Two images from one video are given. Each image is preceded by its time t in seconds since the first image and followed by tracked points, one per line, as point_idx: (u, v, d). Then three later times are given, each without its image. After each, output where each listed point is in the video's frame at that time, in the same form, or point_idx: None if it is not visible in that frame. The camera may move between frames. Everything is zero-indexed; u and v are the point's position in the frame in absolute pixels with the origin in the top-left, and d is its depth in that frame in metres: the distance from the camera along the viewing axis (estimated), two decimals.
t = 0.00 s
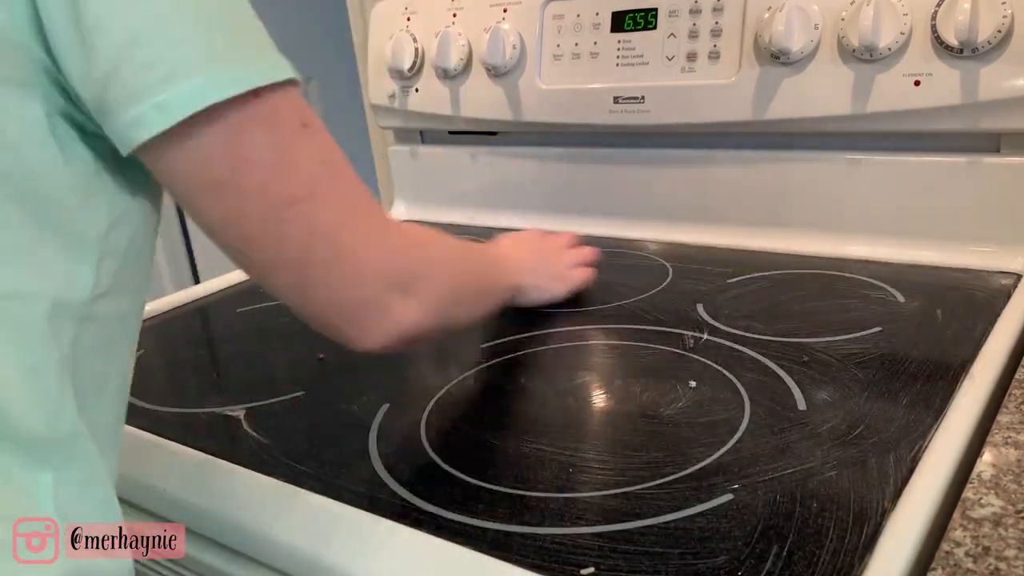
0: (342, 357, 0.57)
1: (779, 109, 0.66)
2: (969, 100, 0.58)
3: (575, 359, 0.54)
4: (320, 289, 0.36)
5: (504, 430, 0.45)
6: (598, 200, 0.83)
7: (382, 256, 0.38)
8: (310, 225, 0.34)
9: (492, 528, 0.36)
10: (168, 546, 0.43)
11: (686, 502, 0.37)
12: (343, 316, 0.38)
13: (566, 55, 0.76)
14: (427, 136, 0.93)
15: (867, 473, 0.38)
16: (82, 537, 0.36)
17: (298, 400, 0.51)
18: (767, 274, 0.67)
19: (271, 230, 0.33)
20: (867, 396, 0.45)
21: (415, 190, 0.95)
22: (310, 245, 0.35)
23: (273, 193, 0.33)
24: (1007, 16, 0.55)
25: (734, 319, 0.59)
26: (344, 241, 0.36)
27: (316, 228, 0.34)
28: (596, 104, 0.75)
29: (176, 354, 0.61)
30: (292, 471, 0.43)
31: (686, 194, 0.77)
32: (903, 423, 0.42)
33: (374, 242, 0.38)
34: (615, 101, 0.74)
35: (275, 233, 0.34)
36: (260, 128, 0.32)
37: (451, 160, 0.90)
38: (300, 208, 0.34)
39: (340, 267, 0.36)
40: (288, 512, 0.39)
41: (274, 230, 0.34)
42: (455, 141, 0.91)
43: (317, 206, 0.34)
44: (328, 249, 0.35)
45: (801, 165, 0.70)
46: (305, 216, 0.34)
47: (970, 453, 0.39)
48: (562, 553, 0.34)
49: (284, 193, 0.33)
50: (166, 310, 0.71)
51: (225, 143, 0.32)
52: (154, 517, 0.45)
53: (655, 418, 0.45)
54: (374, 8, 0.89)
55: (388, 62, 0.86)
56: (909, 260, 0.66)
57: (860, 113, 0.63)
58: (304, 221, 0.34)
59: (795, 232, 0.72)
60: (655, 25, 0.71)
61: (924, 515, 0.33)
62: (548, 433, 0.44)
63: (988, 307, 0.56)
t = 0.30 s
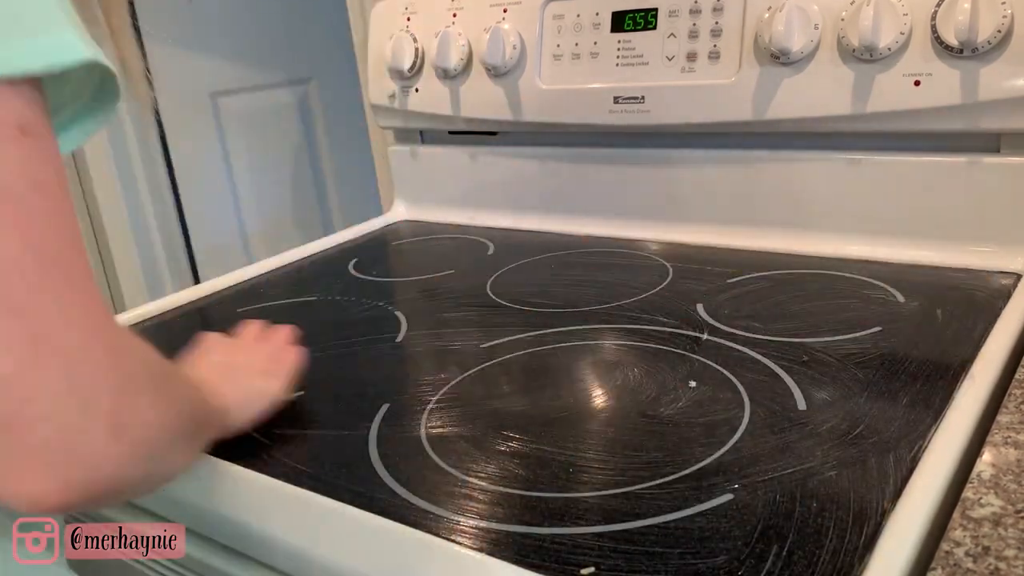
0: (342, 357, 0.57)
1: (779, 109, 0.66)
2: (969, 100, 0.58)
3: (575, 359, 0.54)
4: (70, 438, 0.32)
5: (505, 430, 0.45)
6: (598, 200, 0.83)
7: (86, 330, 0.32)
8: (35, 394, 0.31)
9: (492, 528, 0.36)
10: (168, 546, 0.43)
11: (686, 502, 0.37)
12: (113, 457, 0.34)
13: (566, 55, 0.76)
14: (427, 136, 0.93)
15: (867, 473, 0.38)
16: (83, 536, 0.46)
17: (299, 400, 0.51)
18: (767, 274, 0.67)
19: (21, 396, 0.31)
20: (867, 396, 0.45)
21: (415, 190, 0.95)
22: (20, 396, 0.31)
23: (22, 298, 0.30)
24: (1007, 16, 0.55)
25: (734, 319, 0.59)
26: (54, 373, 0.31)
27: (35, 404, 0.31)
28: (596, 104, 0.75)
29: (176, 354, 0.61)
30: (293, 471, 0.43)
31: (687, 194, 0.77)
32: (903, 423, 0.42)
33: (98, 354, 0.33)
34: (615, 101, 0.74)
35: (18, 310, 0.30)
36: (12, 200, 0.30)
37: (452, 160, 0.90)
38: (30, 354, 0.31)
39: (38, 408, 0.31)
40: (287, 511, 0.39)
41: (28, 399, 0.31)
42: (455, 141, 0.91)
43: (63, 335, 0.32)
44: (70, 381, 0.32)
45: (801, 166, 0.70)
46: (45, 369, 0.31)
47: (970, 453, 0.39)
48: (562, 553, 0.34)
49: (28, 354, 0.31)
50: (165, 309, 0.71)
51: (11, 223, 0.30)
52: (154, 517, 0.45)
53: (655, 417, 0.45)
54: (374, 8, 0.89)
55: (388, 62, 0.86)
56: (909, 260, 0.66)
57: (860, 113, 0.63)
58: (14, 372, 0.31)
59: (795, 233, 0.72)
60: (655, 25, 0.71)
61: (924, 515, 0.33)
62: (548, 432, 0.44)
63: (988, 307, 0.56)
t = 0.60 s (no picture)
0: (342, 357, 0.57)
1: (779, 109, 0.66)
2: (969, 100, 0.58)
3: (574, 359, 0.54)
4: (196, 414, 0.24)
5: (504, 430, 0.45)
6: (598, 200, 0.83)
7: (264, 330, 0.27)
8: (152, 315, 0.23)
9: (492, 528, 0.36)
10: (168, 546, 0.43)
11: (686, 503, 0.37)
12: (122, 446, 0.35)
13: (566, 56, 0.76)
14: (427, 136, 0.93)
15: (867, 473, 0.38)
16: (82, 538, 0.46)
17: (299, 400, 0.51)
18: (767, 274, 0.67)
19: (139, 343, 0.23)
20: (867, 396, 0.45)
21: (415, 190, 0.95)
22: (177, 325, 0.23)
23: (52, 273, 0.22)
24: (1007, 16, 0.55)
25: (734, 319, 0.59)
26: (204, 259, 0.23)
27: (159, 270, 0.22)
28: (596, 104, 0.75)
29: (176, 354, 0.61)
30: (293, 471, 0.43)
31: (686, 194, 0.77)
32: (902, 423, 0.42)
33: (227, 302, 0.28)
34: (615, 101, 0.74)
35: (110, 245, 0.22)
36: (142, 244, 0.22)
37: (451, 160, 0.90)
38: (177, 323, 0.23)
39: (158, 343, 0.23)
40: (287, 511, 0.39)
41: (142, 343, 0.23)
42: (455, 141, 0.91)
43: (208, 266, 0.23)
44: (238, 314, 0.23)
45: (800, 166, 0.70)
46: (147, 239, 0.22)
47: (970, 454, 0.39)
48: (561, 553, 0.35)
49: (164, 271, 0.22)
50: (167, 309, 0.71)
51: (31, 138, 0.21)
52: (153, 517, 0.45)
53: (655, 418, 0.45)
54: (374, 8, 0.89)
55: (388, 62, 0.86)
56: (909, 260, 0.66)
57: (860, 113, 0.63)
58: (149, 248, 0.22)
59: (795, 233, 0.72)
60: (655, 25, 0.71)
61: (924, 515, 0.33)
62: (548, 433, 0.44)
63: (988, 308, 0.56)
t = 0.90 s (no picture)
0: (343, 357, 0.57)
1: (779, 109, 0.66)
2: (969, 100, 0.58)
3: (575, 359, 0.54)
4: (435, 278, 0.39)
5: (504, 430, 0.45)
6: (598, 201, 0.82)
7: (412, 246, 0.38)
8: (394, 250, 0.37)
9: (492, 528, 0.36)
10: (168, 546, 0.43)
11: (686, 502, 0.37)
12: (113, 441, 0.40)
13: (566, 55, 0.76)
14: (427, 136, 0.93)
15: (867, 473, 0.38)
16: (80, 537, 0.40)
17: (299, 401, 0.51)
18: (767, 274, 0.67)
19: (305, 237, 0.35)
20: (868, 396, 0.45)
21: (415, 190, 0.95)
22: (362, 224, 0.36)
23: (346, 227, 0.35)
24: (1007, 16, 0.55)
25: (734, 319, 0.59)
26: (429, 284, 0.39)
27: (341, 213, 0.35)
28: (596, 104, 0.75)
29: (176, 354, 0.61)
30: (293, 471, 0.43)
31: (686, 194, 0.77)
32: (902, 423, 0.42)
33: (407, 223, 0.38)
34: (615, 101, 0.74)
35: (282, 188, 0.34)
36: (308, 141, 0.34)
37: (451, 159, 0.90)
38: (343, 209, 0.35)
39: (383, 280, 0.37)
40: (287, 510, 0.39)
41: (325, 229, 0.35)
42: (455, 141, 0.91)
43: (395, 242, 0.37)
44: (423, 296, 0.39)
45: (800, 166, 0.70)
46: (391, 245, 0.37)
47: (970, 453, 0.39)
48: (561, 553, 0.35)
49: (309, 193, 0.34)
50: (167, 309, 0.71)
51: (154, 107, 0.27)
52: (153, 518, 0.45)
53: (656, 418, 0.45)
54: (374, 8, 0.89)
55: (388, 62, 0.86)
56: (910, 260, 0.66)
57: (860, 113, 0.63)
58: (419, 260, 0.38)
59: (796, 233, 0.72)
60: (655, 25, 0.71)
61: (924, 515, 0.33)
62: (548, 433, 0.44)
63: (988, 308, 0.56)
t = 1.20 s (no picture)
0: (343, 357, 0.57)
1: (779, 109, 0.66)
2: (969, 100, 0.58)
3: (575, 359, 0.54)
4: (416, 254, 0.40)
5: (504, 430, 0.45)
6: (598, 201, 0.83)
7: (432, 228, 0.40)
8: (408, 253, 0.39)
9: (492, 528, 0.36)
10: (168, 546, 0.43)
11: (686, 503, 0.37)
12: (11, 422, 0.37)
13: (566, 55, 0.76)
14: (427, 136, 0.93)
15: (867, 473, 0.38)
16: (82, 539, 0.37)
17: (299, 401, 0.51)
18: (767, 274, 0.67)
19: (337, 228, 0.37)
20: (867, 397, 0.45)
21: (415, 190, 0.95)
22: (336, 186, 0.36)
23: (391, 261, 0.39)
24: (1007, 16, 0.55)
25: (734, 319, 0.59)
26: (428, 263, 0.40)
27: (333, 174, 0.36)
28: (596, 103, 0.75)
29: (175, 354, 0.61)
30: (293, 472, 0.43)
31: (686, 194, 0.77)
32: (902, 423, 0.42)
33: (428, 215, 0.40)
34: (615, 101, 0.74)
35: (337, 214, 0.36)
36: (306, 129, 0.35)
37: (451, 160, 0.90)
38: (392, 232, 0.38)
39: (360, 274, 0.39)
40: (288, 511, 0.39)
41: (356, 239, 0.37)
42: (455, 141, 0.91)
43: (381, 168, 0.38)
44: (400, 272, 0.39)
45: (800, 166, 0.70)
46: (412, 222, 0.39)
47: (970, 453, 0.39)
48: (561, 553, 0.35)
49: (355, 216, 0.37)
50: (166, 309, 0.71)
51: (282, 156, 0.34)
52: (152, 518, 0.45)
53: (656, 418, 0.45)
54: (374, 9, 0.89)
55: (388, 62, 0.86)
56: (910, 260, 0.66)
57: (860, 113, 0.63)
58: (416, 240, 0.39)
59: (795, 233, 0.72)
60: (655, 25, 0.71)
61: (924, 515, 0.33)
62: (548, 433, 0.44)
63: (988, 308, 0.56)
